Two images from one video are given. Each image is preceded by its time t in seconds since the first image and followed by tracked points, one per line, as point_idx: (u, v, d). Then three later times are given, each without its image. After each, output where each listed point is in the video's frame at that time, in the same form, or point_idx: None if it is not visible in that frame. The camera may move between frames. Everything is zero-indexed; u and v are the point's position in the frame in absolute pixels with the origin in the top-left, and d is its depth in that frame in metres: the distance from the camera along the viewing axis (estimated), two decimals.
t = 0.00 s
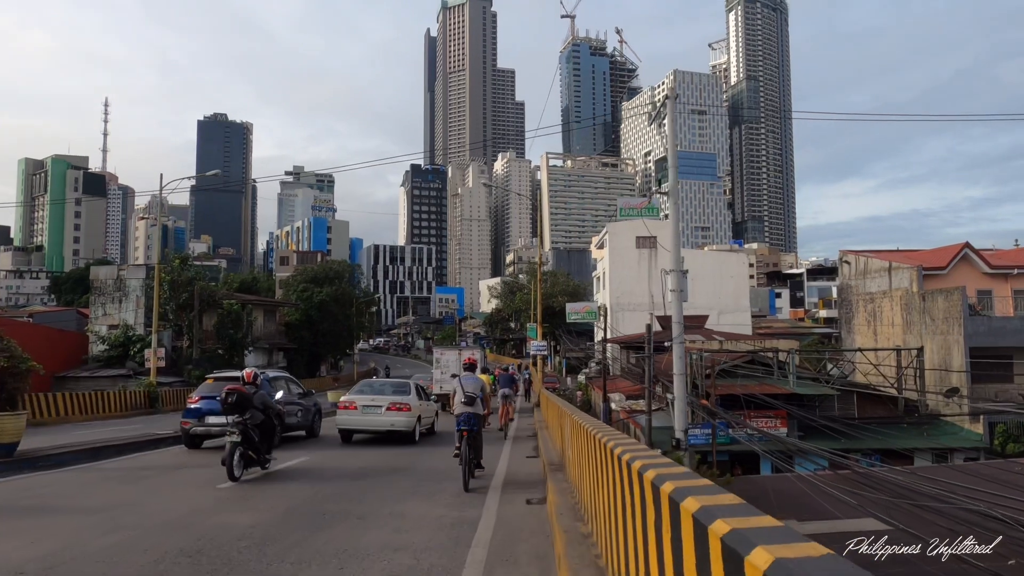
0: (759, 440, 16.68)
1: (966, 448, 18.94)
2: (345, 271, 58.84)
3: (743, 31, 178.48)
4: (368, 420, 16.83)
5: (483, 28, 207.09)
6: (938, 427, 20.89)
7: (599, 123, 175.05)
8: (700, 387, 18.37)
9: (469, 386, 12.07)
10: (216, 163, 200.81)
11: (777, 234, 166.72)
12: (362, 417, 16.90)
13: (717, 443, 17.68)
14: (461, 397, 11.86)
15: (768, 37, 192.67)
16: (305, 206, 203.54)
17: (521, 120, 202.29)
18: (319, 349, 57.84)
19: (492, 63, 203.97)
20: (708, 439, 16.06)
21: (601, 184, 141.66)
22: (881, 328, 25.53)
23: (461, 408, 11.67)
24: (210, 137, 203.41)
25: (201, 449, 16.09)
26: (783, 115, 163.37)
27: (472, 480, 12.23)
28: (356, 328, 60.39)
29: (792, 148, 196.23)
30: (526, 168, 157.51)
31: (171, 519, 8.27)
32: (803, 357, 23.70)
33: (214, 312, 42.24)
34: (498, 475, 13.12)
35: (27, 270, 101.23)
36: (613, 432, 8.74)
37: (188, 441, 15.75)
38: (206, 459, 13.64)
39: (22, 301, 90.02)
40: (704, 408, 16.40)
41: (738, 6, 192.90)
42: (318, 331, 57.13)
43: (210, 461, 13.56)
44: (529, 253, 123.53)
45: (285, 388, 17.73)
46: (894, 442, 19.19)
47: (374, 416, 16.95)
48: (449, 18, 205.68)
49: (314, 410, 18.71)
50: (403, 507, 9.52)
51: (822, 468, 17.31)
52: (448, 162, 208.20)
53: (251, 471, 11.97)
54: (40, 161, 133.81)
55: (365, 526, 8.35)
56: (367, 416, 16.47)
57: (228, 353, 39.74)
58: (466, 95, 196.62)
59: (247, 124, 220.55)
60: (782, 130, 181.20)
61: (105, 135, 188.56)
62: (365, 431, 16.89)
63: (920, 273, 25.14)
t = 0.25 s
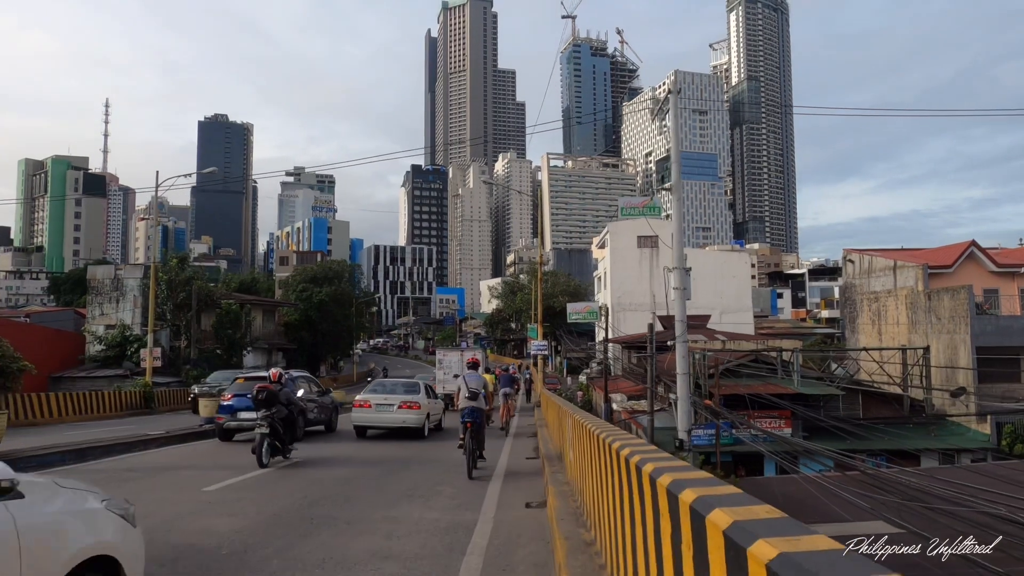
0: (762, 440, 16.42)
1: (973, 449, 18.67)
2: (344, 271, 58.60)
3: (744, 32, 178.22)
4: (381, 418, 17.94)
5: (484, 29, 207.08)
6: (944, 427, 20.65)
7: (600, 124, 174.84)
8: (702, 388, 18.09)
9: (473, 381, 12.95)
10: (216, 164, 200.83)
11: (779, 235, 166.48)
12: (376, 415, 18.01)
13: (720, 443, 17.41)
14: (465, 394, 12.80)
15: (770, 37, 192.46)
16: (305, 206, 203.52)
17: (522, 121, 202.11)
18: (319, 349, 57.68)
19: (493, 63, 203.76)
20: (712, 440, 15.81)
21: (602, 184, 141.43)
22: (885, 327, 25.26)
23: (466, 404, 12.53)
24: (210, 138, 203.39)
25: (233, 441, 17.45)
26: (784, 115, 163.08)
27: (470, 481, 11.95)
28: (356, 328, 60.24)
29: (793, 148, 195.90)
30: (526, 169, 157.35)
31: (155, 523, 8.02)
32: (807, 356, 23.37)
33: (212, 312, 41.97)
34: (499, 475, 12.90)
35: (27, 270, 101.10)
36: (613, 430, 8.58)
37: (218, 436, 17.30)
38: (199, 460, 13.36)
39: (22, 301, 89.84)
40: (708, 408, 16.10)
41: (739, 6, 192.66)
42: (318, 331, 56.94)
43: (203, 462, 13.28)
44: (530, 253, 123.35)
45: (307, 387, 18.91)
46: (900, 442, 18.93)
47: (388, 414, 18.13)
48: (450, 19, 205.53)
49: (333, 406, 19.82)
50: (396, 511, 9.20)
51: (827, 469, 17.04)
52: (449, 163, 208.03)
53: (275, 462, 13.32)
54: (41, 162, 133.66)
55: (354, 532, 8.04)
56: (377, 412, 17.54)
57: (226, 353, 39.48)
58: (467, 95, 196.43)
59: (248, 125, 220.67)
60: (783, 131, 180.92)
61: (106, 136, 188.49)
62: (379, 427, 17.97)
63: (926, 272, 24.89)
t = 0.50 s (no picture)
0: (768, 441, 16.16)
1: (981, 451, 18.38)
2: (345, 270, 58.40)
3: (745, 31, 177.92)
4: (394, 415, 19.03)
5: (485, 28, 206.80)
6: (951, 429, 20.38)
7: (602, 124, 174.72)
8: (707, 388, 17.84)
9: (478, 386, 14.19)
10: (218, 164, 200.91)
11: (781, 234, 166.04)
12: (390, 412, 19.09)
13: (724, 444, 17.18)
14: (471, 395, 13.97)
15: (771, 35, 191.99)
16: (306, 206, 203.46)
17: (523, 120, 201.94)
18: (318, 349, 57.51)
19: (494, 63, 203.51)
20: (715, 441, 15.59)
21: (603, 183, 141.12)
22: (891, 327, 24.97)
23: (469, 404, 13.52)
24: (211, 137, 203.42)
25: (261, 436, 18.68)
26: (786, 114, 162.63)
27: (470, 486, 11.71)
28: (356, 328, 60.03)
29: (795, 147, 195.52)
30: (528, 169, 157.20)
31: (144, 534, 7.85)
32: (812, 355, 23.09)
33: (211, 311, 41.75)
34: (500, 478, 12.72)
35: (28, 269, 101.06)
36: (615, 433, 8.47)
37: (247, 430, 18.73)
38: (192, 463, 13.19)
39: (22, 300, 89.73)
40: (711, 409, 15.87)
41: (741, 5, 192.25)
42: (318, 330, 56.76)
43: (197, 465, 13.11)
44: (531, 252, 123.12)
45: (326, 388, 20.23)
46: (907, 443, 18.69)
47: (401, 411, 19.27)
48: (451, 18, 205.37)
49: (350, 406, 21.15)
50: (394, 519, 9.02)
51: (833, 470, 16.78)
52: (450, 163, 207.82)
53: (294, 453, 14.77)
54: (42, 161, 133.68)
55: (352, 542, 7.87)
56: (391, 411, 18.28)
57: (225, 352, 39.29)
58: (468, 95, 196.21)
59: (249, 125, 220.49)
60: (784, 130, 180.56)
61: (107, 135, 188.50)
62: (392, 424, 19.07)
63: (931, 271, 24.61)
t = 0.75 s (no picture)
0: (772, 441, 15.90)
1: (990, 451, 18.08)
2: (343, 268, 58.08)
3: (745, 29, 177.52)
4: (403, 411, 20.07)
5: (484, 27, 206.68)
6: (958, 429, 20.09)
7: (601, 122, 174.45)
8: (710, 387, 17.56)
9: (481, 386, 15.38)
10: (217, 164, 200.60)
11: (781, 233, 165.93)
12: (400, 408, 20.12)
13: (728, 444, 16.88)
14: (475, 393, 15.09)
15: (771, 34, 191.54)
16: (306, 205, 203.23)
17: (523, 119, 201.62)
18: (316, 348, 57.17)
19: (494, 62, 203.16)
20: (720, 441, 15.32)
21: (603, 182, 140.78)
22: (895, 325, 24.76)
23: (475, 401, 14.49)
24: (211, 136, 203.15)
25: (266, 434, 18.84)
26: (787, 112, 162.17)
27: (470, 486, 11.41)
28: (355, 327, 59.67)
29: (795, 146, 195.15)
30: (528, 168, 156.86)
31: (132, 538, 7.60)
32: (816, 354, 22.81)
33: (209, 309, 41.48)
34: (501, 478, 12.47)
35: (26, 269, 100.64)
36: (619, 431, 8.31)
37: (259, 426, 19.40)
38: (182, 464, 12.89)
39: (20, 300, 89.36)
40: (715, 408, 15.60)
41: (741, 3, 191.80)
42: (316, 329, 56.44)
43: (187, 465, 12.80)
44: (531, 251, 122.77)
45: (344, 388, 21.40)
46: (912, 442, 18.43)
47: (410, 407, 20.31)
48: (451, 17, 205.20)
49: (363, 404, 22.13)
50: (395, 522, 8.74)
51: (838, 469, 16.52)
52: (449, 162, 207.54)
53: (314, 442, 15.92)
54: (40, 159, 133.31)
55: (351, 548, 7.62)
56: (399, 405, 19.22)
57: (222, 352, 38.94)
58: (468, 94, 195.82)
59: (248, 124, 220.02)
60: (784, 129, 180.25)
61: (106, 134, 188.01)
62: (401, 419, 20.04)
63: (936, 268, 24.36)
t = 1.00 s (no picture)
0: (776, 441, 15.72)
1: (997, 451, 17.85)
2: (342, 268, 57.85)
3: (745, 28, 177.31)
4: (410, 409, 20.95)
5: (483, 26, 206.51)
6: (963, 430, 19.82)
7: (601, 122, 174.24)
8: (712, 387, 17.36)
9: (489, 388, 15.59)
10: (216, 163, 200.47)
11: (781, 232, 165.68)
12: (407, 407, 21.02)
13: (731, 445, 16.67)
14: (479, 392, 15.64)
15: (771, 33, 191.30)
16: (306, 205, 203.07)
17: (522, 119, 201.43)
18: (315, 348, 56.91)
19: (494, 61, 202.94)
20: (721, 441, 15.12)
21: (603, 181, 140.57)
22: (899, 324, 24.52)
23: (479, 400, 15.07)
24: (210, 136, 203.03)
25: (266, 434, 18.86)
26: (787, 111, 161.86)
27: (468, 489, 11.19)
28: (353, 327, 59.36)
29: (795, 146, 194.97)
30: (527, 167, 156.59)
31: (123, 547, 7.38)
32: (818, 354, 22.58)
33: (206, 308, 41.35)
34: (500, 479, 12.23)
35: (25, 268, 100.41)
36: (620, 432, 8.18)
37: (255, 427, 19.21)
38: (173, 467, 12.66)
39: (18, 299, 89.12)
40: (717, 408, 15.38)
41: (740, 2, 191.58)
42: (314, 328, 56.28)
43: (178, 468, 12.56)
44: (531, 251, 122.51)
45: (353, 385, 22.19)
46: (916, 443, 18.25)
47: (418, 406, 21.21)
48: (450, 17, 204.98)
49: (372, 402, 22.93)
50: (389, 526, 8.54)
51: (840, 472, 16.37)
52: (449, 161, 207.35)
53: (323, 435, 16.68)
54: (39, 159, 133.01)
55: (345, 553, 7.40)
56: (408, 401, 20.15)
57: (219, 352, 38.68)
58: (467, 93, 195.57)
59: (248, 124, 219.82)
60: (784, 128, 180.12)
61: (105, 134, 187.76)
62: (409, 417, 20.93)
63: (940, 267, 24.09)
